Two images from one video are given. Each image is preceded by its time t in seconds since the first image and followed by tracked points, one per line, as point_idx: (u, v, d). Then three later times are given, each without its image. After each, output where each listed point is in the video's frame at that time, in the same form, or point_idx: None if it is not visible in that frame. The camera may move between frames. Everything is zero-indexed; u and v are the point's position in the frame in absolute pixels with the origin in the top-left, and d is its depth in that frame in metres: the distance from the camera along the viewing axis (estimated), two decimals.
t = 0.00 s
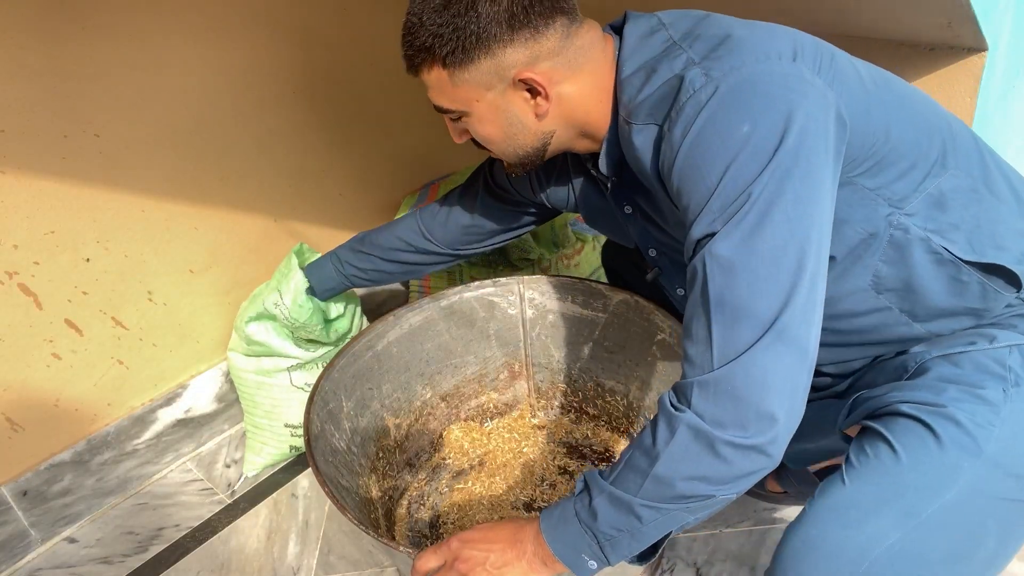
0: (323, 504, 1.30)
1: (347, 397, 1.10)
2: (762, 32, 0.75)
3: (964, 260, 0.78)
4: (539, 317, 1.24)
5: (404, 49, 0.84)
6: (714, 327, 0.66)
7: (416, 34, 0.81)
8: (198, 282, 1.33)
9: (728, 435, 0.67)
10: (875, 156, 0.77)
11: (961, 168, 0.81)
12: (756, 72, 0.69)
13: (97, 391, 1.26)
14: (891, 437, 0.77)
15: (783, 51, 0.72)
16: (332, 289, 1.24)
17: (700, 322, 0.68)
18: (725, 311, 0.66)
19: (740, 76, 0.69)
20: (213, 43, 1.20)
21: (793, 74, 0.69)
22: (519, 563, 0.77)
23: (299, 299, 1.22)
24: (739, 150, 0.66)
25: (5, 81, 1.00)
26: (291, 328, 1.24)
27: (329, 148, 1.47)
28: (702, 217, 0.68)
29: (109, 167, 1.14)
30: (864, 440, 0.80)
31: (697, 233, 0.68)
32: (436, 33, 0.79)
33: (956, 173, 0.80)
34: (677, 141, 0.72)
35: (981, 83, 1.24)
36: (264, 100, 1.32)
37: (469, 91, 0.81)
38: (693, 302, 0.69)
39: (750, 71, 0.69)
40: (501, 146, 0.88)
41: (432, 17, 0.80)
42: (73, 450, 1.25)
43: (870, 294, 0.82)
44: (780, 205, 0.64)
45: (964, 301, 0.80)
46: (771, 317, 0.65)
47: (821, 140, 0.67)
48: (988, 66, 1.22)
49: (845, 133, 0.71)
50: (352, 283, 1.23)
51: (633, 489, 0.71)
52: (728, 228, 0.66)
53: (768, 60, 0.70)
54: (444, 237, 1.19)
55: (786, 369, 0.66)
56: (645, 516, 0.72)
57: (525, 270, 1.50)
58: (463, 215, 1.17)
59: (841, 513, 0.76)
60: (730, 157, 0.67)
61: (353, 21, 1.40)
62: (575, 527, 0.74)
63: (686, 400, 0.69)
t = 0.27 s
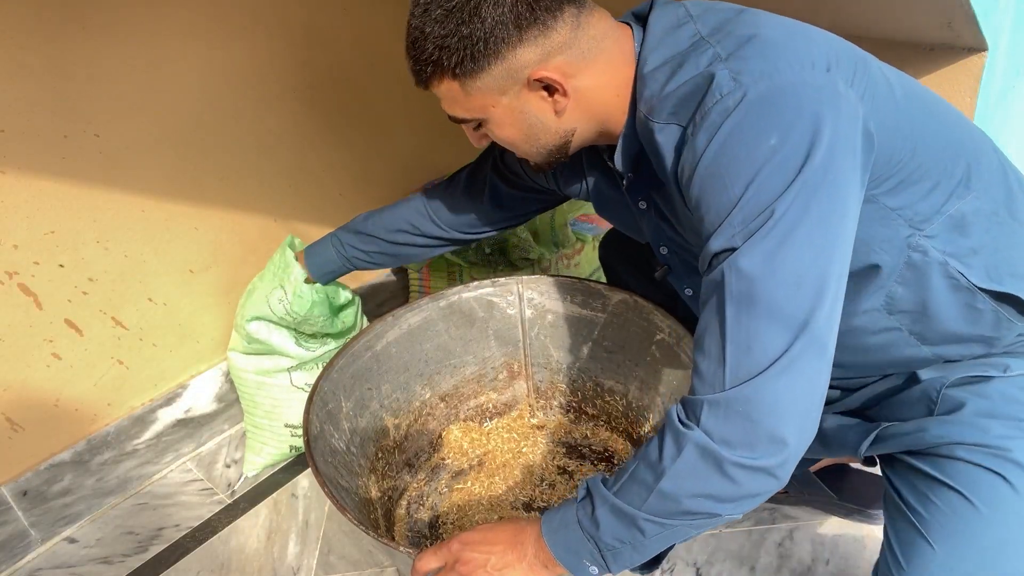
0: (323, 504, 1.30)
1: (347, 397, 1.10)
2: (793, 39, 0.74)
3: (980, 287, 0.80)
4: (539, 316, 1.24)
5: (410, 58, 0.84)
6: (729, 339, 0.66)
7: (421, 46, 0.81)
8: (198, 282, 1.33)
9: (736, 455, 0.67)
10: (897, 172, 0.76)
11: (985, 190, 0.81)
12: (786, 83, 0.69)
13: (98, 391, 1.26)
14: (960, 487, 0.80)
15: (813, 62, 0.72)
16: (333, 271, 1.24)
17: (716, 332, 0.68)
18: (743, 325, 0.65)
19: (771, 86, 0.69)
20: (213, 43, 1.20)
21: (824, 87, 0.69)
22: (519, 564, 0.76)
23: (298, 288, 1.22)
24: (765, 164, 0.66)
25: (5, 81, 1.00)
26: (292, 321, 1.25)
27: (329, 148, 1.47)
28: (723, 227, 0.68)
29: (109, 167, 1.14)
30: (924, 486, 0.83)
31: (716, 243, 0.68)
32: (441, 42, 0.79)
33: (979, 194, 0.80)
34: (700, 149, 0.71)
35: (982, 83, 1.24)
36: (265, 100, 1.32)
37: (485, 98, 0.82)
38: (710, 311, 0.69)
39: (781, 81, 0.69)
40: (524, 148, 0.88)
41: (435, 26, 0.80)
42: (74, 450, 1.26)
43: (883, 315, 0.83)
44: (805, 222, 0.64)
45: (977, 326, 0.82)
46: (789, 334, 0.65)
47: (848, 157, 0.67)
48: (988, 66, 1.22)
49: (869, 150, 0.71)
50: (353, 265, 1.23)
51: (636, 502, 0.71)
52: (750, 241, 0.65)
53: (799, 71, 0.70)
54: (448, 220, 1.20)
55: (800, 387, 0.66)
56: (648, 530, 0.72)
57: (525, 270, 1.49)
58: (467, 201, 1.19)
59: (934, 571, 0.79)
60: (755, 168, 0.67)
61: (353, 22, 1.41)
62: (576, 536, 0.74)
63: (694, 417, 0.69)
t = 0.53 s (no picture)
0: (323, 504, 1.30)
1: (347, 397, 1.10)
2: (852, 45, 0.71)
3: (997, 331, 0.79)
4: (539, 316, 1.24)
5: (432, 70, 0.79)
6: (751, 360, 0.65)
7: (444, 59, 0.76)
8: (198, 282, 1.33)
9: (740, 480, 0.67)
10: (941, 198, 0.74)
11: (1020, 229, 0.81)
12: (845, 97, 0.66)
13: (98, 391, 1.26)
14: (880, 517, 0.80)
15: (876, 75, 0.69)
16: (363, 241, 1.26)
17: (737, 350, 0.67)
18: (770, 349, 0.64)
19: (830, 97, 0.66)
20: (214, 45, 1.20)
21: (883, 106, 0.66)
22: (519, 565, 0.76)
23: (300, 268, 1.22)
24: (812, 183, 0.64)
25: (5, 81, 1.00)
26: (294, 303, 1.25)
27: (329, 148, 1.47)
28: (759, 242, 0.66)
29: (109, 167, 1.14)
30: (852, 514, 0.83)
31: (748, 259, 0.67)
32: (467, 50, 0.74)
33: (1014, 234, 0.80)
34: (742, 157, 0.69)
35: (982, 83, 1.23)
36: (265, 100, 1.32)
37: (522, 102, 0.77)
38: (736, 324, 0.68)
39: (841, 94, 0.66)
40: (569, 142, 0.84)
41: (457, 35, 0.75)
42: (74, 450, 1.26)
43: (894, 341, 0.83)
44: (846, 250, 0.63)
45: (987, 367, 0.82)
46: (814, 364, 0.64)
47: (896, 183, 0.65)
48: (988, 66, 1.22)
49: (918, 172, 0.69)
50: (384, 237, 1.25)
51: (637, 516, 0.72)
52: (786, 263, 0.64)
53: (861, 85, 0.67)
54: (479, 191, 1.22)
55: (820, 415, 0.65)
56: (648, 544, 0.72)
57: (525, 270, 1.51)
58: (490, 171, 1.20)
59: None
60: (802, 185, 0.64)
61: (354, 22, 1.41)
62: (575, 544, 0.74)
63: (701, 439, 0.69)
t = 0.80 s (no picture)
0: (323, 504, 1.30)
1: (347, 397, 1.10)
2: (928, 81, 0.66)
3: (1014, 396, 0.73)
4: (539, 316, 1.24)
5: (470, 75, 0.73)
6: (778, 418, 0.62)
7: (485, 64, 0.70)
8: (198, 282, 1.33)
9: (753, 530, 0.65)
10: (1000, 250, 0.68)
11: None
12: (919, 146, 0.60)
13: (98, 391, 1.26)
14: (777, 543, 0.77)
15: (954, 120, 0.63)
16: (414, 203, 1.27)
17: (764, 402, 0.64)
18: (800, 411, 0.61)
19: (902, 146, 0.60)
20: (213, 44, 1.20)
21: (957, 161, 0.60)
22: (519, 567, 0.75)
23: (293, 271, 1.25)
24: (869, 240, 0.59)
25: (5, 82, 1.00)
26: (292, 306, 1.28)
27: (329, 148, 1.47)
28: (803, 294, 0.62)
29: (109, 167, 1.14)
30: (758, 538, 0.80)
31: (789, 309, 0.63)
32: (512, 55, 0.69)
33: None
34: (795, 200, 0.64)
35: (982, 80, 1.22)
36: (265, 100, 1.32)
37: (570, 107, 0.73)
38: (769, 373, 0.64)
39: (915, 143, 0.60)
40: (616, 145, 0.80)
41: (499, 39, 0.68)
42: (73, 450, 1.26)
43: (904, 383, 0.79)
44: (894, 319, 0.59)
45: (991, 428, 0.76)
46: (839, 434, 0.61)
47: (959, 249, 0.60)
48: (989, 64, 1.21)
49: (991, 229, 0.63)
50: (435, 200, 1.26)
51: (643, 543, 0.70)
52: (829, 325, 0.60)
53: (937, 133, 0.61)
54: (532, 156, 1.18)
55: (841, 483, 0.63)
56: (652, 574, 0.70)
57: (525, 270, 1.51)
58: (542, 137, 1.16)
59: None
60: (861, 241, 0.59)
61: (354, 21, 1.41)
62: (578, 560, 0.73)
63: (716, 483, 0.66)
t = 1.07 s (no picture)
0: (323, 504, 1.30)
1: (347, 398, 1.10)
2: (1005, 134, 0.61)
3: None
4: (539, 316, 1.24)
5: (512, 86, 0.68)
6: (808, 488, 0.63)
7: (530, 78, 0.66)
8: (198, 282, 1.33)
9: None
10: None
11: None
12: (989, 227, 0.56)
13: (98, 391, 1.26)
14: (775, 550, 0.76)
15: None
16: (465, 196, 1.27)
17: (796, 468, 0.64)
18: (831, 484, 0.62)
19: (968, 231, 0.56)
20: (213, 43, 1.20)
21: None
22: (521, 571, 0.75)
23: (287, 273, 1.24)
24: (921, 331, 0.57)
25: (5, 82, 1.00)
26: (292, 307, 1.27)
27: (329, 147, 1.47)
28: (846, 368, 0.60)
29: (109, 167, 1.14)
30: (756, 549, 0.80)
31: (831, 380, 0.61)
32: (562, 70, 0.64)
33: None
34: (846, 269, 0.60)
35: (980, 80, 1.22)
36: (265, 100, 1.32)
37: (620, 125, 0.69)
38: (803, 437, 0.64)
39: (983, 229, 0.56)
40: (667, 160, 0.75)
41: (547, 52, 0.63)
42: (73, 450, 1.25)
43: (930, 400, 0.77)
44: (935, 406, 0.58)
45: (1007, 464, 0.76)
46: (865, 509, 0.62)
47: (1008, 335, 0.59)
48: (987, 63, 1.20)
49: None
50: (488, 194, 1.26)
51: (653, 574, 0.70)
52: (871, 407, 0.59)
53: (1010, 209, 0.57)
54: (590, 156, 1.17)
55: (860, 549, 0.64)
56: None
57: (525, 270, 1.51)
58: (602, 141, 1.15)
59: None
60: (914, 328, 0.57)
61: (353, 21, 1.41)
62: None
63: (737, 535, 0.67)
